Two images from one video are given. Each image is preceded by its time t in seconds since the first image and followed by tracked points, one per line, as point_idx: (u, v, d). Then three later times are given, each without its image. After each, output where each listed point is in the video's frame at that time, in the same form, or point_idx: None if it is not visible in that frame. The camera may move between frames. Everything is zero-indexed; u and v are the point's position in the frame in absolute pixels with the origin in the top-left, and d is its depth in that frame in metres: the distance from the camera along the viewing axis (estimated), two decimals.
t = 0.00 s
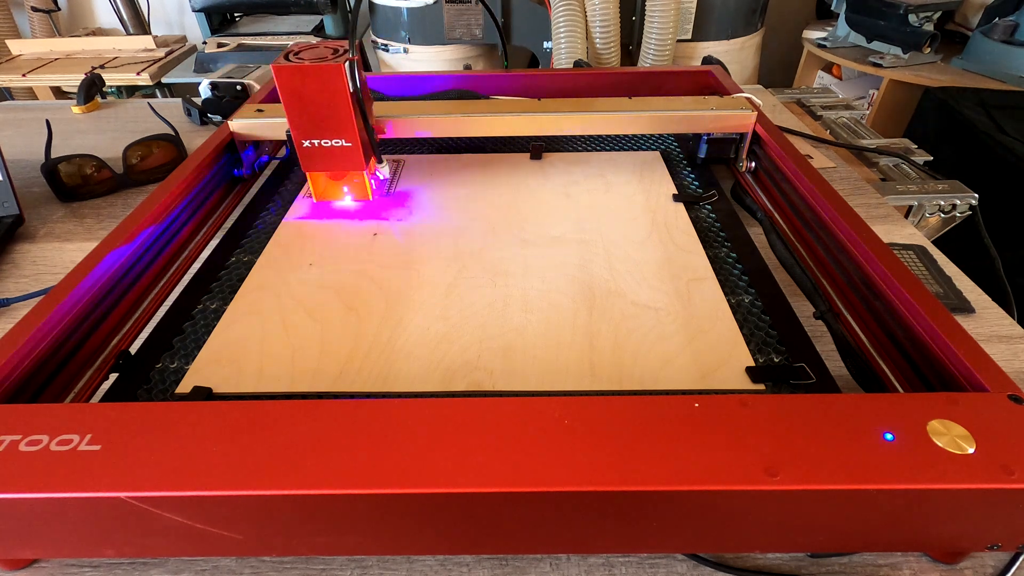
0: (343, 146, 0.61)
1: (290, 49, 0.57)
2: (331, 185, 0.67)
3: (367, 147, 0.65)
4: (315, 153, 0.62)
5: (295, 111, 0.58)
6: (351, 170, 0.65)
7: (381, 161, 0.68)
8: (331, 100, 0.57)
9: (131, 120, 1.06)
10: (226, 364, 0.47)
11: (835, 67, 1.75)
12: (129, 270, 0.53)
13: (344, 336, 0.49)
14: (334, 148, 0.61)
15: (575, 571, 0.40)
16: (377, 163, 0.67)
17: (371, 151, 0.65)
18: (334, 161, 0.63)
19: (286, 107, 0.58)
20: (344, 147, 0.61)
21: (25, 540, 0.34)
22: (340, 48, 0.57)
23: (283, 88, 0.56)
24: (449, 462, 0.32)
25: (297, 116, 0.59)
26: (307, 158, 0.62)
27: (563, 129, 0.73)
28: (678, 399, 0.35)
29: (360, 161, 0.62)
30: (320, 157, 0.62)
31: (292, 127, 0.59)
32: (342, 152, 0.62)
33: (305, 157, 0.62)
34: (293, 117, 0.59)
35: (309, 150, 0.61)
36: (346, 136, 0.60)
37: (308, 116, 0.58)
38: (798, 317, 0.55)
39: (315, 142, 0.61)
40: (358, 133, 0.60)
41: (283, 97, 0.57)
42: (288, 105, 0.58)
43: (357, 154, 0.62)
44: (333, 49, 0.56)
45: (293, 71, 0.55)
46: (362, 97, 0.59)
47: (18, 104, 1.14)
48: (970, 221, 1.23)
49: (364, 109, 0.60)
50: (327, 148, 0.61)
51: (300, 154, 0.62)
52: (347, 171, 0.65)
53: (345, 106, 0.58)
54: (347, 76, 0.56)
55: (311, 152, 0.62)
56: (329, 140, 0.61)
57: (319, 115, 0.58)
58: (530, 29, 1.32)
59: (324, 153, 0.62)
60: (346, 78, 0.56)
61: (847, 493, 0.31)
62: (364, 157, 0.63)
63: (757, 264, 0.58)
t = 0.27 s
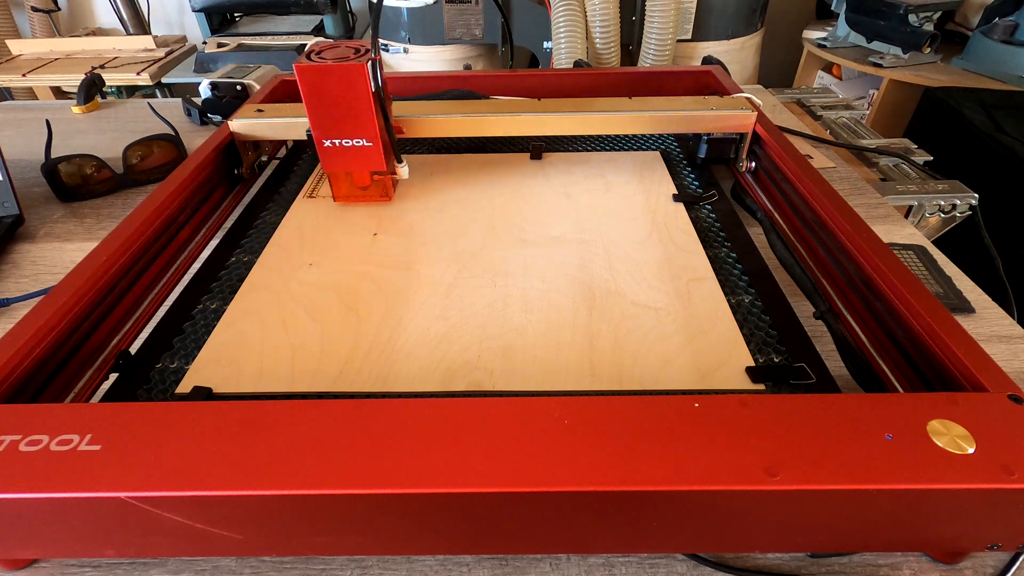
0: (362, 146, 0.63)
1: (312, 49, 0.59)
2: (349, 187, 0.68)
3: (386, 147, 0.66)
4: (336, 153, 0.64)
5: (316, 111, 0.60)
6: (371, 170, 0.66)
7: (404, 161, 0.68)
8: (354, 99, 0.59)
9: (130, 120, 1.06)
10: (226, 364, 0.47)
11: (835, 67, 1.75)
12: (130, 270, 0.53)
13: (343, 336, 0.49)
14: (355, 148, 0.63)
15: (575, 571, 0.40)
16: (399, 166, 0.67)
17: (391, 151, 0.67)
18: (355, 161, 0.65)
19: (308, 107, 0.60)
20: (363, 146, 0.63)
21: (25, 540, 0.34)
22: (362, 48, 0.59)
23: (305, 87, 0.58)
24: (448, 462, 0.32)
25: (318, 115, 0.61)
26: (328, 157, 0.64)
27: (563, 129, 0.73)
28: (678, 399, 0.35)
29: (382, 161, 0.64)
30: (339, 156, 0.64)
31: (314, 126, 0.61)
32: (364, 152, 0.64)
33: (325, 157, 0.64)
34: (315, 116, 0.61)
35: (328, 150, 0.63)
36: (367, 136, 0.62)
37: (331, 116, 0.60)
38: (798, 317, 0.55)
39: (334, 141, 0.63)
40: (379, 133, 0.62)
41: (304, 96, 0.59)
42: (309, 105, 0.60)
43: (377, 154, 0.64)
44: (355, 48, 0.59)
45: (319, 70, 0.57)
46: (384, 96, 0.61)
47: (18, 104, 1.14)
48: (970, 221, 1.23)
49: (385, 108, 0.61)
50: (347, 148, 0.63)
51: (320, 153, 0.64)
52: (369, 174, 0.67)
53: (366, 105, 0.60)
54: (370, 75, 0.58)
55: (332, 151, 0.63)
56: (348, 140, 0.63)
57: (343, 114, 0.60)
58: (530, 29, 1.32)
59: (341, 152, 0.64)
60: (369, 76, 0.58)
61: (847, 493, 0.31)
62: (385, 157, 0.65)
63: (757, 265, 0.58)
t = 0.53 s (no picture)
0: (294, 146, 0.63)
1: (240, 51, 0.59)
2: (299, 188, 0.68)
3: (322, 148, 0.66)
4: (266, 154, 0.64)
5: (247, 112, 0.60)
6: (305, 171, 0.66)
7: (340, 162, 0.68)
8: (278, 100, 0.59)
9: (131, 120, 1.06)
10: (226, 364, 0.47)
11: (835, 67, 1.75)
12: (130, 271, 0.53)
13: (344, 337, 0.49)
14: (288, 150, 0.63)
15: (575, 571, 0.40)
16: (337, 167, 0.67)
17: (327, 153, 0.67)
18: (287, 162, 0.64)
19: (235, 107, 0.60)
20: (296, 147, 0.63)
21: (25, 540, 0.34)
22: (291, 50, 0.59)
23: (232, 88, 0.58)
24: (449, 462, 0.32)
25: (248, 116, 0.61)
26: (260, 159, 0.64)
27: (563, 129, 0.73)
28: (679, 399, 0.35)
29: (314, 162, 0.64)
30: (274, 158, 0.64)
31: (244, 128, 0.62)
32: (293, 152, 0.64)
33: (258, 159, 0.64)
34: (245, 117, 0.61)
35: (262, 151, 0.63)
36: (296, 137, 0.62)
37: (255, 116, 0.61)
38: (798, 317, 0.55)
39: (267, 142, 0.63)
40: (309, 134, 0.62)
41: (231, 98, 0.59)
42: (239, 106, 0.60)
43: (309, 155, 0.64)
44: (284, 50, 0.59)
45: (243, 72, 0.57)
46: (313, 98, 0.61)
47: (18, 104, 1.14)
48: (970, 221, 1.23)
49: (315, 110, 0.61)
50: (280, 149, 0.63)
51: (253, 155, 0.64)
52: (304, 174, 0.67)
53: (294, 106, 0.60)
54: (294, 75, 0.58)
55: (264, 152, 0.64)
56: (281, 141, 0.63)
57: (266, 115, 0.60)
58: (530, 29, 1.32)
59: (278, 153, 0.64)
60: (293, 78, 0.58)
61: (848, 493, 0.31)
62: (317, 158, 0.65)
63: (757, 265, 0.58)
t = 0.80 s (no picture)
0: (384, 146, 0.60)
1: (332, 48, 0.57)
2: (368, 184, 0.67)
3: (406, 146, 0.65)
4: (356, 154, 0.61)
5: (340, 111, 0.58)
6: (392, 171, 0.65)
7: (421, 160, 0.68)
8: (374, 99, 0.57)
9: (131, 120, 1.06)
10: (226, 364, 0.47)
11: (834, 67, 1.75)
12: (129, 271, 0.53)
13: (344, 337, 0.49)
14: (374, 148, 0.61)
15: (575, 571, 0.40)
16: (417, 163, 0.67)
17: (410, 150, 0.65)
18: (374, 162, 0.62)
19: (330, 106, 0.58)
20: (384, 146, 0.61)
21: (25, 540, 0.34)
22: (383, 47, 0.57)
23: (327, 87, 0.56)
24: (449, 462, 0.32)
25: (342, 115, 0.58)
26: (349, 158, 0.62)
27: (563, 129, 0.73)
28: (678, 399, 0.35)
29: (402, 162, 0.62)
30: (361, 157, 0.62)
31: (335, 126, 0.59)
32: (383, 152, 0.61)
33: (345, 157, 0.62)
34: (336, 115, 0.58)
35: (349, 150, 0.61)
36: (387, 135, 0.60)
37: (351, 115, 0.58)
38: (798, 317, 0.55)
39: (357, 141, 0.60)
40: (400, 133, 0.60)
41: (327, 96, 0.57)
42: (331, 105, 0.57)
43: (398, 155, 0.62)
44: (377, 48, 0.57)
45: (340, 69, 0.55)
46: (405, 95, 0.59)
47: (18, 104, 1.14)
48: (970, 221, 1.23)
49: (407, 107, 0.60)
50: (369, 148, 0.61)
51: (341, 154, 0.62)
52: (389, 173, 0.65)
53: (389, 105, 0.58)
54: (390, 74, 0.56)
55: (352, 151, 0.61)
56: (371, 140, 0.60)
57: (363, 113, 0.58)
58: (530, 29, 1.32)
59: (365, 153, 0.61)
60: (389, 76, 0.56)
61: (847, 493, 0.31)
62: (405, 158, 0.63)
63: (757, 265, 0.58)
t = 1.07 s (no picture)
0: (321, 146, 0.62)
1: (269, 50, 0.59)
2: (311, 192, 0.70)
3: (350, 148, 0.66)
4: (294, 154, 0.63)
5: (273, 112, 0.60)
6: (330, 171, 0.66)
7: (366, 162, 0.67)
8: (307, 100, 0.59)
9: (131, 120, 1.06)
10: (226, 364, 0.47)
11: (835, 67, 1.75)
12: (129, 270, 0.53)
13: (344, 337, 0.49)
14: (313, 150, 0.63)
15: (575, 571, 0.40)
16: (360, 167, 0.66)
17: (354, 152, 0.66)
18: (313, 162, 0.64)
19: (263, 108, 0.60)
20: (321, 147, 0.63)
21: (25, 540, 0.34)
22: (318, 49, 0.59)
23: (262, 90, 0.58)
24: (449, 462, 0.32)
25: (274, 116, 0.60)
26: (288, 159, 0.64)
27: (564, 129, 0.73)
28: (678, 399, 0.35)
29: (339, 162, 0.64)
30: (302, 157, 0.64)
31: (269, 128, 0.61)
32: (319, 153, 0.63)
33: (286, 158, 0.64)
34: (270, 117, 0.60)
35: (289, 151, 0.63)
36: (324, 136, 0.62)
37: (283, 116, 0.60)
38: (798, 317, 0.55)
39: (294, 142, 0.63)
40: (336, 133, 0.62)
41: (262, 98, 0.59)
42: (267, 106, 0.60)
43: (335, 154, 0.63)
44: (311, 50, 0.58)
45: (273, 72, 0.57)
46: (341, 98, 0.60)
47: (18, 104, 1.14)
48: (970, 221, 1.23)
49: (344, 110, 0.61)
50: (307, 149, 0.63)
51: (280, 155, 0.64)
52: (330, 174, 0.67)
53: (323, 107, 0.60)
54: (324, 77, 0.58)
55: (292, 152, 0.63)
56: (307, 141, 0.62)
57: (297, 114, 0.60)
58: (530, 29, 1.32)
59: (304, 153, 0.63)
60: (323, 78, 0.57)
61: (847, 493, 0.31)
62: (343, 158, 0.64)
63: (757, 265, 0.58)
